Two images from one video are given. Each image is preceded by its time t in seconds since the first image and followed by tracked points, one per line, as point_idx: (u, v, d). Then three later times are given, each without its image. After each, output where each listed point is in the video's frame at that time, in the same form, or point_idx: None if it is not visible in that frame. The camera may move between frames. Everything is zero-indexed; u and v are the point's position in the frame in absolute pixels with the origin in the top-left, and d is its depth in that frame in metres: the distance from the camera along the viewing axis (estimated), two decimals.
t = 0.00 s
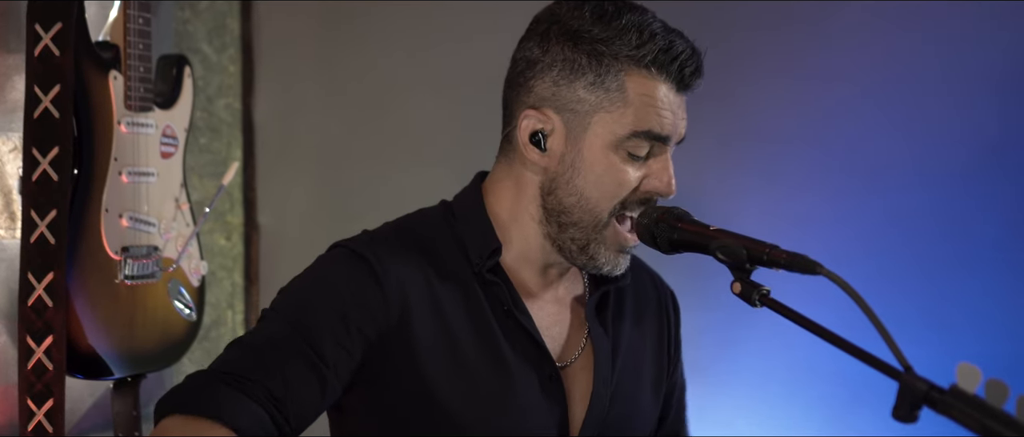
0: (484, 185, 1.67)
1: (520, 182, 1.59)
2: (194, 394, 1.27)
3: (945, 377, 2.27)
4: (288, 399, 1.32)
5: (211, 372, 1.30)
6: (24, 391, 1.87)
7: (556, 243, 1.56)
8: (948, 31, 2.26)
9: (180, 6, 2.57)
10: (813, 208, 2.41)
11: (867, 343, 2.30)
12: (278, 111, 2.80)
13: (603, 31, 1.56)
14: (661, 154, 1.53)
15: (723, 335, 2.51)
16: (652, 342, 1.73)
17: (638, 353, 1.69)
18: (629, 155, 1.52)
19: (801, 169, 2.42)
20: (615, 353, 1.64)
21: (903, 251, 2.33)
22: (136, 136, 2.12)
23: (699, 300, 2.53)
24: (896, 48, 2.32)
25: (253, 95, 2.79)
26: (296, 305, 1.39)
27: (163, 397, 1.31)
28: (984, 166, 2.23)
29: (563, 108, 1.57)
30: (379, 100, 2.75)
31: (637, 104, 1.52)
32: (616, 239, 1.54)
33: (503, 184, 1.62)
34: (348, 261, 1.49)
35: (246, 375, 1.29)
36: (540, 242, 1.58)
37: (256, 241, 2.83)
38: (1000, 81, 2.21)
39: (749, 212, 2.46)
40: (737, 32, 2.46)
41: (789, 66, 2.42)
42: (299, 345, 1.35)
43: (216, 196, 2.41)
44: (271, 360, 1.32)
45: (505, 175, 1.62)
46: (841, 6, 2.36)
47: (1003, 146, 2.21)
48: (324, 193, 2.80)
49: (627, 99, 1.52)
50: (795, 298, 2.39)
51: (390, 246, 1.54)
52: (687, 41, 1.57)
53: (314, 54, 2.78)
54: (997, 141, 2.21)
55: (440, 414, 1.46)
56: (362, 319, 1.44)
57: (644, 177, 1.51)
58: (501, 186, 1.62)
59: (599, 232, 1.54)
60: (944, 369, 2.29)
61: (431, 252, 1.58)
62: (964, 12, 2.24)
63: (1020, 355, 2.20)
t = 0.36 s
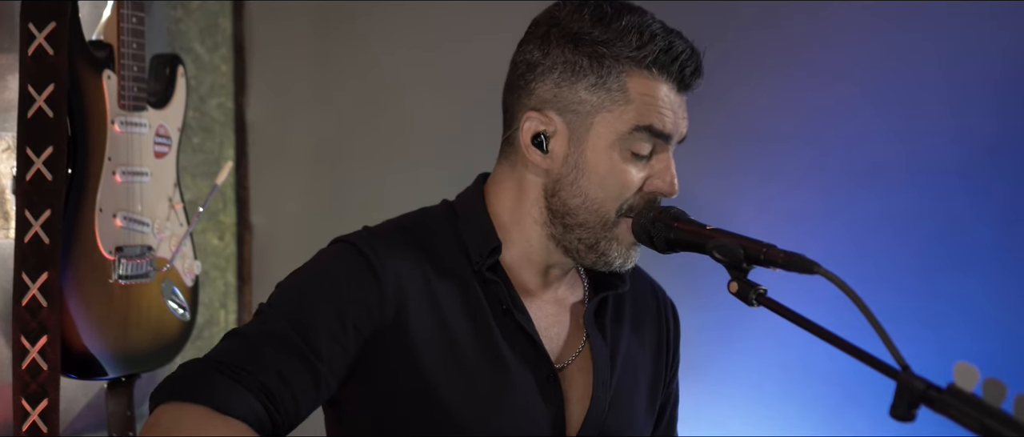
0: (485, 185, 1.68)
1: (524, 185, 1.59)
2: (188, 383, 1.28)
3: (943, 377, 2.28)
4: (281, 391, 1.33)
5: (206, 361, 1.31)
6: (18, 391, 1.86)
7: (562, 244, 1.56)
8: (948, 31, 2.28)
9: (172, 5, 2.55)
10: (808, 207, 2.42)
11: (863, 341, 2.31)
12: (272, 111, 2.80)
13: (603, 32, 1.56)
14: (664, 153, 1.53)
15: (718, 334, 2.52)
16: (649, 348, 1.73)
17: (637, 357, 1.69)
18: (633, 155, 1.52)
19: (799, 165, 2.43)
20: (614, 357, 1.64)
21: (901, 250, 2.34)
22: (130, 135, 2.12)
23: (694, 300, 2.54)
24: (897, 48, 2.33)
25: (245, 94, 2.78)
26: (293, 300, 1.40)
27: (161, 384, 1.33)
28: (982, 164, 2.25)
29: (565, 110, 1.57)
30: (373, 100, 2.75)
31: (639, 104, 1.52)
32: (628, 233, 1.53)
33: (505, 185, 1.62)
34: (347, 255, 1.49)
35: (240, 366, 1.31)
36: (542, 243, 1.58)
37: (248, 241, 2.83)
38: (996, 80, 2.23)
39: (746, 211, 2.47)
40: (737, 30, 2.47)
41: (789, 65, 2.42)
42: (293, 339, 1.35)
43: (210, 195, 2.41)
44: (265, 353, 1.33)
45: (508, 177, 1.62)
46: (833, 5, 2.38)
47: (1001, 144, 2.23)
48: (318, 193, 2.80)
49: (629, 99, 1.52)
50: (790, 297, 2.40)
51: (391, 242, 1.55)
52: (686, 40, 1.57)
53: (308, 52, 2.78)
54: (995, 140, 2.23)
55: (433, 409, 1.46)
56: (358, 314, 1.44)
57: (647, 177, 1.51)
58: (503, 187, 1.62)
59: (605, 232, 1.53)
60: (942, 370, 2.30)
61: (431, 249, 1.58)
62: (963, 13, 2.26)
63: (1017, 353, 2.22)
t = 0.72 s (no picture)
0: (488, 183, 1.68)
1: (525, 184, 1.60)
2: (194, 382, 1.25)
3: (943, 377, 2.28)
4: (287, 391, 1.31)
5: (211, 361, 1.28)
6: (16, 391, 1.86)
7: (565, 242, 1.57)
8: (948, 31, 2.28)
9: (170, 4, 2.56)
10: (808, 206, 2.42)
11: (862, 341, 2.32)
12: (270, 111, 2.79)
13: (598, 30, 1.57)
14: (663, 148, 1.54)
15: (717, 333, 2.52)
16: (650, 346, 1.74)
17: (638, 356, 1.70)
18: (632, 149, 1.52)
19: (799, 164, 2.43)
20: (616, 356, 1.64)
21: (901, 250, 2.34)
22: (128, 135, 2.12)
23: (693, 299, 2.54)
24: (897, 48, 2.33)
25: (243, 94, 2.78)
26: (299, 298, 1.39)
27: (163, 385, 1.29)
28: (983, 164, 2.25)
29: (564, 108, 1.57)
30: (371, 100, 2.75)
31: (636, 99, 1.53)
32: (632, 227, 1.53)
33: (506, 184, 1.62)
34: (353, 252, 1.48)
35: (246, 365, 1.29)
36: (545, 240, 1.59)
37: (246, 241, 2.83)
38: (995, 80, 2.23)
39: (747, 211, 2.47)
40: (738, 30, 2.47)
41: (789, 65, 2.42)
42: (299, 338, 1.34)
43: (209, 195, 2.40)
44: (271, 352, 1.31)
45: (510, 176, 1.62)
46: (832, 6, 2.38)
47: (1001, 144, 2.23)
48: (317, 193, 2.80)
49: (627, 95, 1.53)
50: (789, 297, 2.40)
51: (396, 240, 1.55)
52: (680, 36, 1.58)
53: (306, 51, 2.77)
54: (995, 139, 2.24)
55: (439, 405, 1.46)
56: (364, 313, 1.43)
57: (648, 172, 1.52)
58: (504, 186, 1.62)
59: (609, 227, 1.54)
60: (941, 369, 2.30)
61: (437, 246, 1.58)
62: (963, 13, 2.26)
63: (1016, 353, 2.23)
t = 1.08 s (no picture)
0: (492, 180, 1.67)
1: (506, 168, 1.60)
2: (194, 388, 1.28)
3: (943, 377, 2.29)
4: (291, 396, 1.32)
5: (213, 366, 1.31)
6: (15, 391, 1.86)
7: (539, 222, 1.55)
8: (948, 31, 2.28)
9: (168, 5, 2.57)
10: (808, 206, 2.42)
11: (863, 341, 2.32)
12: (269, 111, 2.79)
13: (567, 7, 1.54)
14: (626, 124, 1.47)
15: (717, 334, 2.52)
16: (661, 343, 1.73)
17: (649, 354, 1.69)
18: (591, 124, 1.48)
19: (800, 165, 2.43)
20: (627, 355, 1.64)
21: (901, 250, 2.34)
22: (127, 135, 2.12)
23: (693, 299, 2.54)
24: (897, 48, 2.33)
25: (242, 93, 2.78)
26: (306, 303, 1.39)
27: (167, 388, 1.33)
28: (983, 164, 2.26)
29: (531, 87, 1.55)
30: (371, 99, 2.75)
31: (593, 71, 1.48)
32: (593, 204, 1.49)
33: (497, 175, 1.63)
34: (360, 256, 1.48)
35: (248, 371, 1.31)
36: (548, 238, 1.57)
37: (246, 241, 2.83)
38: (993, 81, 2.24)
39: (746, 211, 2.47)
40: (739, 30, 2.47)
41: (789, 65, 2.43)
42: (305, 343, 1.35)
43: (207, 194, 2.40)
44: (274, 358, 1.32)
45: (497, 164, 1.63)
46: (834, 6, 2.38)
47: (1000, 143, 2.24)
48: (317, 193, 2.79)
49: (584, 67, 1.48)
50: (790, 297, 2.40)
51: (404, 243, 1.54)
52: (654, 10, 1.51)
53: (305, 52, 2.77)
54: (995, 137, 2.24)
55: (443, 408, 1.46)
56: (371, 317, 1.43)
57: (606, 146, 1.47)
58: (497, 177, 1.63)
59: (571, 204, 1.49)
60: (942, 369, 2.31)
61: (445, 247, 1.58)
62: (962, 13, 2.27)
63: (1016, 352, 2.23)
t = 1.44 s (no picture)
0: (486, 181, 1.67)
1: (516, 177, 1.60)
2: (192, 389, 1.28)
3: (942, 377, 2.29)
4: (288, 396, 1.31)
5: (210, 366, 1.31)
6: (14, 391, 1.86)
7: (564, 232, 1.56)
8: (948, 31, 2.28)
9: (167, 5, 2.55)
10: (807, 206, 2.42)
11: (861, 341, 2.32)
12: (267, 110, 2.79)
13: (573, 15, 1.59)
14: (652, 128, 1.55)
15: (716, 334, 2.52)
16: (655, 344, 1.74)
17: (643, 354, 1.70)
18: (621, 130, 1.53)
19: (799, 165, 2.43)
20: (623, 354, 1.64)
21: (899, 249, 2.34)
22: (126, 135, 2.11)
23: (691, 300, 2.54)
24: (897, 47, 2.33)
25: (241, 93, 2.78)
26: (303, 303, 1.38)
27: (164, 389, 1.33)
28: (982, 163, 2.26)
29: (547, 98, 1.58)
30: (369, 99, 2.75)
31: (618, 80, 1.54)
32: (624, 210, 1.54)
33: (500, 183, 1.62)
34: (356, 256, 1.47)
35: (246, 372, 1.30)
36: (548, 237, 1.58)
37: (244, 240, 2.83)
38: (992, 81, 2.24)
39: (743, 211, 2.47)
40: (738, 30, 2.47)
41: (789, 65, 2.43)
42: (302, 344, 1.34)
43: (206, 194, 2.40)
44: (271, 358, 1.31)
45: (500, 173, 1.63)
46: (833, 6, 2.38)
47: (1000, 143, 2.24)
48: (315, 193, 2.80)
49: (607, 75, 1.54)
50: (788, 297, 2.40)
51: (398, 243, 1.53)
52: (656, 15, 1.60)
53: (304, 52, 2.77)
54: (995, 137, 2.24)
55: (442, 407, 1.46)
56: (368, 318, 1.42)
57: (638, 152, 1.53)
58: (501, 185, 1.62)
59: (603, 212, 1.54)
60: (941, 369, 2.31)
61: (441, 248, 1.58)
62: (960, 13, 2.27)
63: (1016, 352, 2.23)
